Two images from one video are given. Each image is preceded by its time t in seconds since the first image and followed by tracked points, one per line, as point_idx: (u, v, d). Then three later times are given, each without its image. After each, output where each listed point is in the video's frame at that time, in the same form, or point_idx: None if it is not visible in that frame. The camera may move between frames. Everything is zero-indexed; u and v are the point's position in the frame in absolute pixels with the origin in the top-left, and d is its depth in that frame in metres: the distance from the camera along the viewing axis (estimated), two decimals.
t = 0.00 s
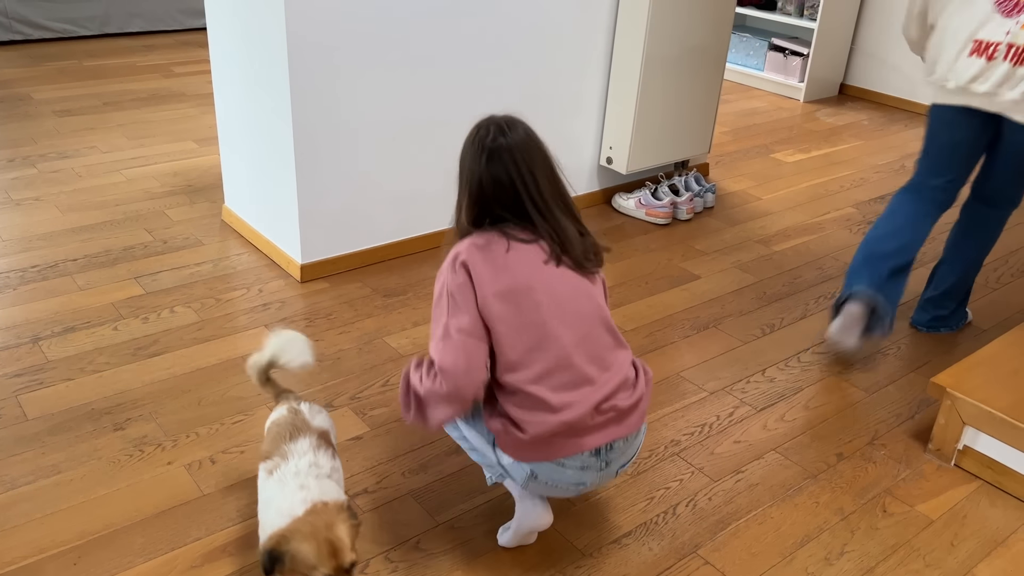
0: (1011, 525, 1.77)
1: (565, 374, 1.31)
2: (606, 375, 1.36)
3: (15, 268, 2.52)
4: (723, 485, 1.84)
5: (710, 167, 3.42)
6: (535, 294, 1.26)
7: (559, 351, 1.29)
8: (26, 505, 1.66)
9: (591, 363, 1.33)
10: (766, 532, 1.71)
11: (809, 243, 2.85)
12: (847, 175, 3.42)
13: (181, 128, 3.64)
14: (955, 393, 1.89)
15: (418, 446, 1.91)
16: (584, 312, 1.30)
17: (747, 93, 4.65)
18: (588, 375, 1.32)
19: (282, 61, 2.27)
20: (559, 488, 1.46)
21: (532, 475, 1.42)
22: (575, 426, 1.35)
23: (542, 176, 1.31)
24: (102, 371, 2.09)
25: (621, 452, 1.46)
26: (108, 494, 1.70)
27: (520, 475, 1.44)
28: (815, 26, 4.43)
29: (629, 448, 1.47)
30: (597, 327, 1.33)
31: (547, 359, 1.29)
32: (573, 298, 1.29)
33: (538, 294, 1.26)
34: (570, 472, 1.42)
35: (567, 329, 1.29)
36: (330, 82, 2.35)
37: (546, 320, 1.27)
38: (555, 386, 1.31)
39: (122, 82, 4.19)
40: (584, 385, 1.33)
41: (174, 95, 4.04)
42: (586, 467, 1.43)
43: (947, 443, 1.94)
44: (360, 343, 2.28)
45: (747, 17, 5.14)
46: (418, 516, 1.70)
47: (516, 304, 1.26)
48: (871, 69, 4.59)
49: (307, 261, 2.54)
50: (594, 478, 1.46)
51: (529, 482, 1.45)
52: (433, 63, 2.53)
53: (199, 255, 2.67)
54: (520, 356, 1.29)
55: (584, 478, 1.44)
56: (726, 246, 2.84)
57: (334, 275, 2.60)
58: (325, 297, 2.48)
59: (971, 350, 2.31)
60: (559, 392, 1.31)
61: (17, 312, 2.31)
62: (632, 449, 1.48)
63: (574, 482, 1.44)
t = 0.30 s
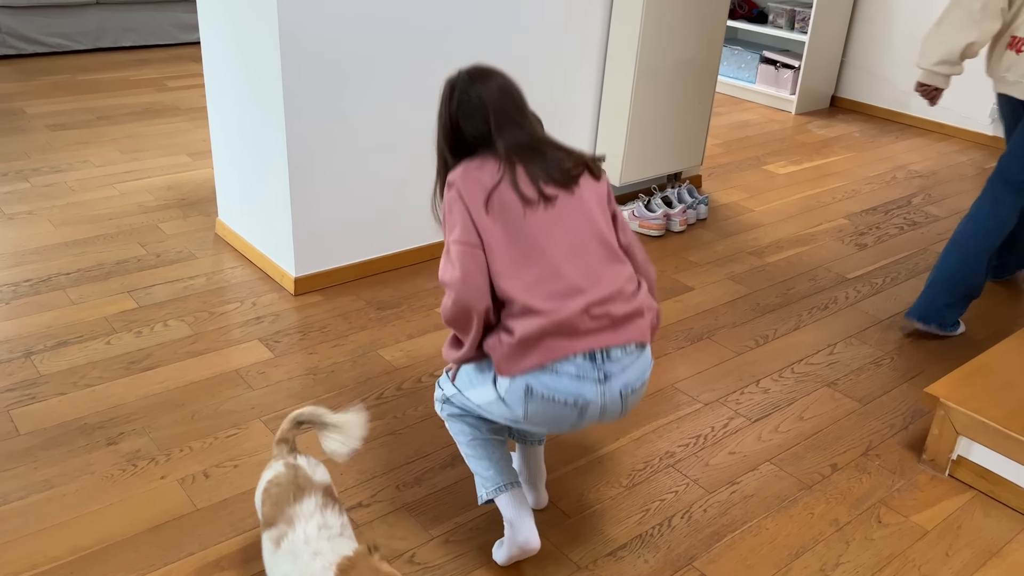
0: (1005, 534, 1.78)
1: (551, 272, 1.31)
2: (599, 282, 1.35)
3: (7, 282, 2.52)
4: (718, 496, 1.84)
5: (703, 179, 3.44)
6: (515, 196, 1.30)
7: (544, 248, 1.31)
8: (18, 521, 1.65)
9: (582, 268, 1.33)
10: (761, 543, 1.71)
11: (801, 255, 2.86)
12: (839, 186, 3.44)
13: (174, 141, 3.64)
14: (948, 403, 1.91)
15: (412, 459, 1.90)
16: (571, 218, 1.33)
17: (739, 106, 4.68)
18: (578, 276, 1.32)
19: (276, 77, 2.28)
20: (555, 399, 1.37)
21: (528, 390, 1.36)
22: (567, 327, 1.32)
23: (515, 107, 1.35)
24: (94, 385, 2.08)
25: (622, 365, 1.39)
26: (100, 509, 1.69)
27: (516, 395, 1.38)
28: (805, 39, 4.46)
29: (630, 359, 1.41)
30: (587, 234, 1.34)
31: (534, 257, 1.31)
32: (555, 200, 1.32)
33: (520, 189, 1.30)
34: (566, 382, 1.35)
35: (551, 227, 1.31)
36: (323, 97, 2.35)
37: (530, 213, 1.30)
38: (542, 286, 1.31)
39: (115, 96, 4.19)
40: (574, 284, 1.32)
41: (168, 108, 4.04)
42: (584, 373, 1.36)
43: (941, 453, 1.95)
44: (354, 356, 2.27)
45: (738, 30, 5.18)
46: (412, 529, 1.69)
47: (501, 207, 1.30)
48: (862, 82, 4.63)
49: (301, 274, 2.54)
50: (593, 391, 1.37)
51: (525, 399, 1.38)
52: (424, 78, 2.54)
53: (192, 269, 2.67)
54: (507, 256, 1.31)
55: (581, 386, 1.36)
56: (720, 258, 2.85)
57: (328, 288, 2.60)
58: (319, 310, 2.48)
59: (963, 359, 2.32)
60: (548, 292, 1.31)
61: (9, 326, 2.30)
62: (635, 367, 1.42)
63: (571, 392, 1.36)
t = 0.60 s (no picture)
0: (993, 558, 1.78)
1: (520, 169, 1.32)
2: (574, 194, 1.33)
3: None
4: (706, 525, 1.84)
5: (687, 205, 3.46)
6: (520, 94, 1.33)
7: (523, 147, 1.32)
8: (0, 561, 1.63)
9: (560, 176, 1.32)
10: (750, 571, 1.71)
11: (785, 280, 2.88)
12: (822, 212, 3.48)
13: (160, 174, 3.64)
14: (932, 428, 1.93)
15: (400, 492, 1.89)
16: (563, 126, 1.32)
17: (722, 133, 4.74)
18: (552, 180, 1.32)
19: (261, 109, 2.30)
20: (506, 294, 1.33)
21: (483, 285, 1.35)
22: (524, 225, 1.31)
23: (578, 24, 1.35)
24: (79, 421, 2.07)
25: (582, 286, 1.34)
26: (85, 547, 1.68)
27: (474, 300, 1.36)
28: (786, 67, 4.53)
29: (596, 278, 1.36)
30: (579, 147, 1.32)
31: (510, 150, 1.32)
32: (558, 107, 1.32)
33: (526, 90, 1.33)
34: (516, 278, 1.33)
35: (542, 132, 1.31)
36: (309, 129, 2.37)
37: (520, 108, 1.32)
38: (515, 181, 1.32)
39: (101, 129, 4.19)
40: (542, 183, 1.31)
41: (154, 141, 4.06)
42: (538, 274, 1.32)
43: (927, 477, 1.96)
44: (341, 388, 2.27)
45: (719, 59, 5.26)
46: (399, 564, 1.68)
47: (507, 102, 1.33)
48: (842, 108, 4.70)
49: (288, 305, 2.53)
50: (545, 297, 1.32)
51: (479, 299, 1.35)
52: (410, 108, 2.56)
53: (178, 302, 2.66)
54: (493, 145, 1.33)
55: (532, 285, 1.32)
56: (705, 284, 2.86)
57: (314, 320, 2.59)
58: (306, 342, 2.47)
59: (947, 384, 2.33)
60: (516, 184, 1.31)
61: None
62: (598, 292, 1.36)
63: (522, 283, 1.32)
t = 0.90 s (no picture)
0: None
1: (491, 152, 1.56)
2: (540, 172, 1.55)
3: None
4: None
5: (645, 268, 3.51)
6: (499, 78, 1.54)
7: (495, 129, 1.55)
8: None
9: (529, 156, 1.54)
10: None
11: (743, 341, 2.93)
12: (775, 272, 3.55)
13: (116, 250, 3.61)
14: (891, 488, 1.95)
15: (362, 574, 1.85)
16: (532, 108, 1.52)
17: (677, 195, 4.85)
18: (520, 159, 1.54)
19: (218, 183, 2.29)
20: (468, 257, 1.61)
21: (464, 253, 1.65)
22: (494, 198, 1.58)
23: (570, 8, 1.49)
24: (29, 511, 2.01)
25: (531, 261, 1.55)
26: None
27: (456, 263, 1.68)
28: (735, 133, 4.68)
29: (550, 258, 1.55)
30: (546, 130, 1.52)
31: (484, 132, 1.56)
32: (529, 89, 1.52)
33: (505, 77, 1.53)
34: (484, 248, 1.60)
35: (515, 117, 1.53)
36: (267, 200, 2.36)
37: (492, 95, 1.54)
38: (490, 162, 1.56)
39: (56, 205, 4.15)
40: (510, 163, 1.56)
41: (110, 217, 4.03)
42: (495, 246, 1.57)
43: (889, 537, 1.97)
44: (301, 467, 2.22)
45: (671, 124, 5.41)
46: None
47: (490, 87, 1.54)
48: (791, 171, 4.86)
49: (247, 382, 2.48)
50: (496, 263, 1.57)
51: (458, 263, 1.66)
52: (369, 179, 2.56)
53: (135, 382, 2.62)
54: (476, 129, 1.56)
55: (489, 251, 1.58)
56: (664, 347, 2.89)
57: (274, 396, 2.53)
58: (266, 420, 2.42)
59: (904, 441, 2.37)
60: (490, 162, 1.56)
61: None
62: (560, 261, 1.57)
63: (480, 247, 1.59)
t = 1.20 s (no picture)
0: None
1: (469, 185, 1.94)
2: (503, 201, 1.90)
3: None
4: None
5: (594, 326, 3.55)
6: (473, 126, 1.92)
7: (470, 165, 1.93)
8: None
9: (505, 201, 1.89)
10: None
11: (691, 397, 2.97)
12: (722, 326, 3.65)
13: (56, 322, 3.52)
14: (840, 543, 1.96)
15: None
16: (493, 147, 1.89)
17: (624, 252, 4.95)
18: (498, 204, 1.90)
19: (161, 249, 2.23)
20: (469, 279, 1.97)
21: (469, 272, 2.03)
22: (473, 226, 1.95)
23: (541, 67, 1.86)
24: None
25: (519, 276, 1.90)
26: None
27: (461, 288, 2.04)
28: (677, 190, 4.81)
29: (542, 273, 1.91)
30: (515, 180, 1.86)
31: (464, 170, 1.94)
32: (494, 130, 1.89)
33: (484, 136, 1.90)
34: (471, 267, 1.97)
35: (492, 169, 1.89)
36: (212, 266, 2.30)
37: (467, 139, 1.92)
38: (479, 207, 1.93)
39: None
40: (480, 193, 1.92)
41: (50, 286, 3.94)
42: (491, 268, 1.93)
43: None
44: (248, 542, 2.13)
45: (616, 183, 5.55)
46: None
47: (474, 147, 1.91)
48: (731, 227, 5.03)
49: (191, 456, 2.38)
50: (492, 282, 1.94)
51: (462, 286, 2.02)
52: (317, 243, 2.52)
53: (74, 459, 2.53)
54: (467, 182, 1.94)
55: (483, 269, 1.94)
56: (615, 406, 2.91)
57: (221, 469, 2.44)
58: (211, 494, 2.33)
59: (852, 493, 2.39)
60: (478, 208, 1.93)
61: None
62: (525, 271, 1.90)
63: (475, 268, 1.95)
